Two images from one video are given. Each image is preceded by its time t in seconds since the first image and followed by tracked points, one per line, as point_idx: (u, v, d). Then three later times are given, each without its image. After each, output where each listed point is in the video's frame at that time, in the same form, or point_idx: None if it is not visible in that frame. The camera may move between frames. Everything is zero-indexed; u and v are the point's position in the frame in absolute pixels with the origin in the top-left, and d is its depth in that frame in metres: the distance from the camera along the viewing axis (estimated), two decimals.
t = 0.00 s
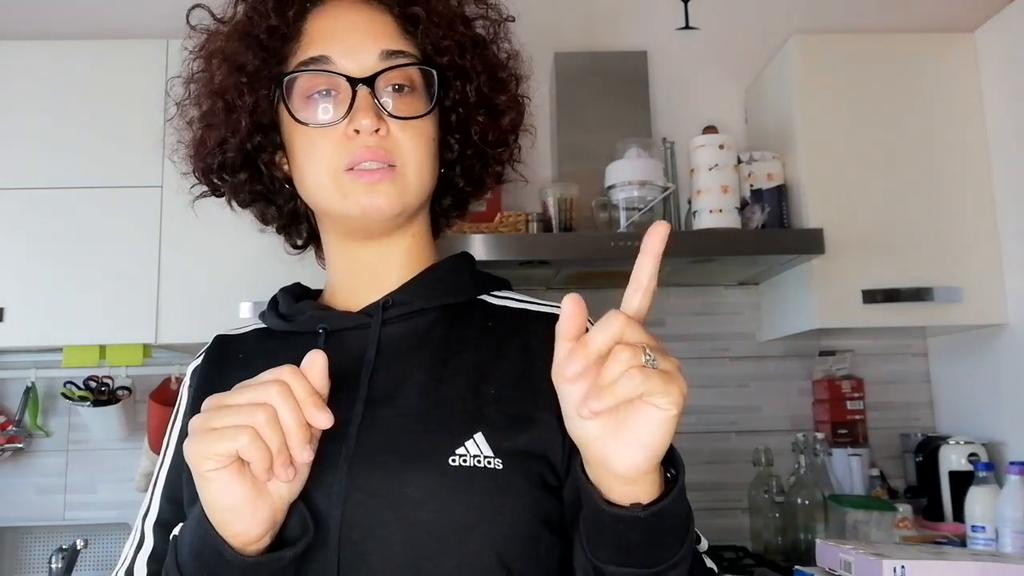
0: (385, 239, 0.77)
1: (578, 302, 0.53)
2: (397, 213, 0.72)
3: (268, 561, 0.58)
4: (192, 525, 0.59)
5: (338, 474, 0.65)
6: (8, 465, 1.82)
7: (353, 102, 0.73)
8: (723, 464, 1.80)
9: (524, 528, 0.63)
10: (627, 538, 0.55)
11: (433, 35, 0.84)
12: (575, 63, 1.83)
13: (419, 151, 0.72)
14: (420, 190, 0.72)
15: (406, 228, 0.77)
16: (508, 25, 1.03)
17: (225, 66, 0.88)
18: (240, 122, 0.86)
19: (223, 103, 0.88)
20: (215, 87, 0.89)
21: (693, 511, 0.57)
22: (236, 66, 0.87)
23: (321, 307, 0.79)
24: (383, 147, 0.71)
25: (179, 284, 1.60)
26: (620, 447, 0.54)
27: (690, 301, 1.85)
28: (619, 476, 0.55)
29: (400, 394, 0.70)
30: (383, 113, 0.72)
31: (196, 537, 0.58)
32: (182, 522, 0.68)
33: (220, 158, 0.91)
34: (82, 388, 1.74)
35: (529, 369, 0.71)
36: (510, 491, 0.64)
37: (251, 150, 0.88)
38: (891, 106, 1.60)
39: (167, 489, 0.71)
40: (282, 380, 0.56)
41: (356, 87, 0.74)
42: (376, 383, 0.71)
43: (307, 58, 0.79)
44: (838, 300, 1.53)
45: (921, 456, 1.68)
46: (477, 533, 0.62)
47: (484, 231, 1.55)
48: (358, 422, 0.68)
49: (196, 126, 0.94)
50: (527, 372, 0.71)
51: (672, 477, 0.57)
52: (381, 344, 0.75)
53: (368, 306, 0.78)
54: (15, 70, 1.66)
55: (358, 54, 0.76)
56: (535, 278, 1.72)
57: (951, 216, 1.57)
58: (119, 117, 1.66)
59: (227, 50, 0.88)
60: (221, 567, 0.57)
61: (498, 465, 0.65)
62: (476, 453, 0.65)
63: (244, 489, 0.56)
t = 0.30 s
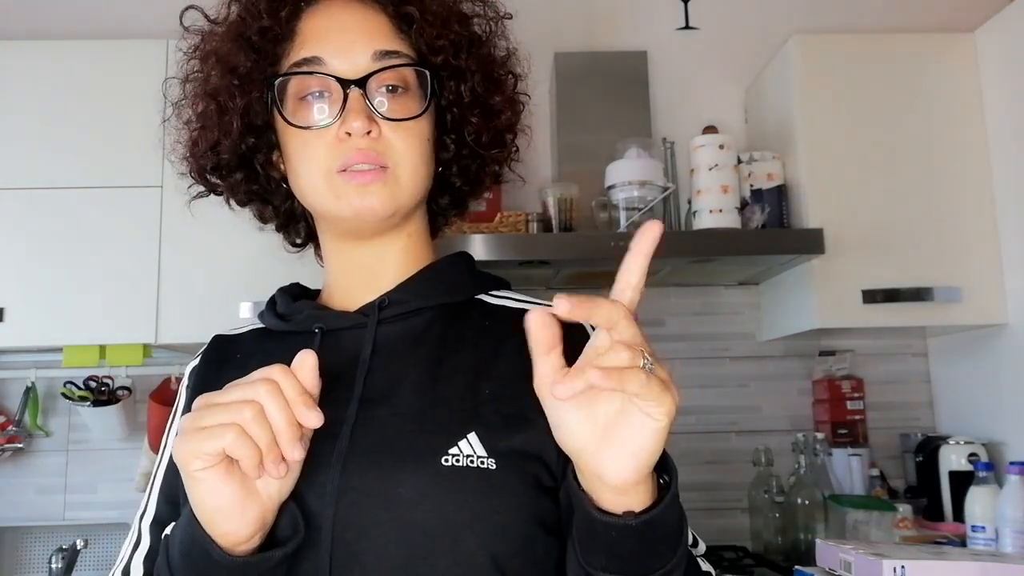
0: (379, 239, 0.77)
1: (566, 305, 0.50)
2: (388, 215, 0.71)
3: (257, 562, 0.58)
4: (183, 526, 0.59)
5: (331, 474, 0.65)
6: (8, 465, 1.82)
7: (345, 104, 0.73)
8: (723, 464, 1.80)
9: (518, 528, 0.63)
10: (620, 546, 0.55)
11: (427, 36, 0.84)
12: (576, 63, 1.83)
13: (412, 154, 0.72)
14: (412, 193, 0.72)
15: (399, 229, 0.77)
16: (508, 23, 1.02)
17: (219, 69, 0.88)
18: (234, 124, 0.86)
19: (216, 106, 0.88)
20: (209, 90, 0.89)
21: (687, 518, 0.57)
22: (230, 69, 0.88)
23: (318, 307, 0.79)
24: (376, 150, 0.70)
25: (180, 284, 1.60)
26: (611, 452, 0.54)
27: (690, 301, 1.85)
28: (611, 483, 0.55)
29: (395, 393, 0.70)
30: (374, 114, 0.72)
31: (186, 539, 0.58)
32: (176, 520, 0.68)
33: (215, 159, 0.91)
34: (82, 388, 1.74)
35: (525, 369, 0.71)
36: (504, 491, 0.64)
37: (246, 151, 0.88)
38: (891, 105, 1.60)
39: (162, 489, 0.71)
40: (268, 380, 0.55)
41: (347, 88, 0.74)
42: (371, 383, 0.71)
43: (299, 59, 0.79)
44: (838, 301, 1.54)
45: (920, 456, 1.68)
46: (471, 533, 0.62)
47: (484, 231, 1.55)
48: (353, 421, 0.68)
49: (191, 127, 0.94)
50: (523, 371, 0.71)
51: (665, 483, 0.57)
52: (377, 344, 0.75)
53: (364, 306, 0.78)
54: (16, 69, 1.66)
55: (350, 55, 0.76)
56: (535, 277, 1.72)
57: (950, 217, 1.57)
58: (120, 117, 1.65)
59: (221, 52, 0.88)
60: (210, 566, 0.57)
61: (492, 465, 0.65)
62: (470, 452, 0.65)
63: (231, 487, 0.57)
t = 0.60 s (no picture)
0: (361, 247, 0.76)
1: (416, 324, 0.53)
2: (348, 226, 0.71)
3: (266, 554, 0.56)
4: (187, 518, 0.58)
5: (331, 471, 0.66)
6: (8, 465, 1.82)
7: (293, 122, 0.72)
8: (723, 464, 1.80)
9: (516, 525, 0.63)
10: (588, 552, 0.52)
11: (388, 25, 0.79)
12: (576, 63, 1.83)
13: (362, 163, 0.70)
14: (367, 200, 0.71)
15: (375, 233, 0.74)
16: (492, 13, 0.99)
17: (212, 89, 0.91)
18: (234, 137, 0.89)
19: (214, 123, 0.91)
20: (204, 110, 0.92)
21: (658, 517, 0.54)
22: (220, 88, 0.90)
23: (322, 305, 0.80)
24: (323, 163, 0.69)
25: (180, 283, 1.61)
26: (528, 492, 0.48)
27: (690, 301, 1.85)
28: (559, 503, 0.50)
29: (393, 393, 0.70)
30: (319, 129, 0.71)
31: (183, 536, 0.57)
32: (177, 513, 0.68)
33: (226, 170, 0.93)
34: (82, 388, 1.74)
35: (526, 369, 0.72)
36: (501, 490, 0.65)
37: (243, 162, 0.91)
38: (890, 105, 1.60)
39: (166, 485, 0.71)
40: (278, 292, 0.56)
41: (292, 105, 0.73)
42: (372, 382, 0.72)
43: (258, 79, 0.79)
44: (837, 301, 1.53)
45: (921, 456, 1.68)
46: (470, 530, 0.63)
47: (484, 231, 1.54)
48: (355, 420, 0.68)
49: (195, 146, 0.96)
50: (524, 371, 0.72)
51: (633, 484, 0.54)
52: (379, 341, 0.76)
53: (366, 305, 0.79)
54: (16, 69, 1.66)
55: (297, 70, 0.75)
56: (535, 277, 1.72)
57: (949, 217, 1.57)
58: (119, 117, 1.66)
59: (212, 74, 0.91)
60: (217, 561, 0.55)
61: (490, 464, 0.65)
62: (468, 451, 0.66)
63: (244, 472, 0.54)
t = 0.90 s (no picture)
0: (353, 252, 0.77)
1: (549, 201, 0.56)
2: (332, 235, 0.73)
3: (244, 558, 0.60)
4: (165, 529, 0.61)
5: (321, 469, 0.67)
6: (8, 465, 1.82)
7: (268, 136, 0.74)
8: (723, 464, 1.80)
9: (502, 522, 0.64)
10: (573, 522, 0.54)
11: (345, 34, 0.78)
12: (576, 63, 1.83)
13: (337, 172, 0.71)
14: (344, 209, 0.72)
15: (360, 238, 0.75)
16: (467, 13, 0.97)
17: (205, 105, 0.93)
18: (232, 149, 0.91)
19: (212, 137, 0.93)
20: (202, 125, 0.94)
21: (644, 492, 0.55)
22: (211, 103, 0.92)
23: (317, 307, 0.80)
24: (297, 177, 0.71)
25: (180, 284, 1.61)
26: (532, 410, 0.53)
27: (690, 302, 1.85)
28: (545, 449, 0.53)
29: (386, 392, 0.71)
30: (291, 141, 0.72)
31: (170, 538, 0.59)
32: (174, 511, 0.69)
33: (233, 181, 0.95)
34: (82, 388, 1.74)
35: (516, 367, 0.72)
36: (492, 489, 0.65)
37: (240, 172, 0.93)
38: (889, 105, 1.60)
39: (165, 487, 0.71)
40: (186, 303, 0.58)
41: (268, 120, 0.74)
42: (362, 384, 0.72)
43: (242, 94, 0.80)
44: (836, 301, 1.53)
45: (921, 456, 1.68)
46: (459, 528, 0.64)
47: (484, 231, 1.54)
48: (341, 421, 0.69)
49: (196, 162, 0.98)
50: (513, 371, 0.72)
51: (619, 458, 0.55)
52: (372, 346, 0.75)
53: (362, 306, 0.78)
54: (16, 68, 1.66)
55: (271, 83, 0.76)
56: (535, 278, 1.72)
57: (949, 216, 1.57)
58: (120, 117, 1.66)
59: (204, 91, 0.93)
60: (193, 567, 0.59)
61: (476, 461, 0.66)
62: (454, 449, 0.66)
63: (199, 487, 0.58)
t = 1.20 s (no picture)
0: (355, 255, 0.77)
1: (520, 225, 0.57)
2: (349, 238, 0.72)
3: (222, 558, 0.59)
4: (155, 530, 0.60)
5: (316, 471, 0.66)
6: (8, 465, 1.82)
7: (290, 138, 0.73)
8: (723, 464, 1.80)
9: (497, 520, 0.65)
10: (529, 541, 0.54)
11: (376, 38, 0.79)
12: (576, 63, 1.83)
13: (360, 176, 0.71)
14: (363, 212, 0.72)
15: (370, 240, 0.75)
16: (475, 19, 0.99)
17: (197, 111, 0.93)
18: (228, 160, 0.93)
19: (203, 145, 0.93)
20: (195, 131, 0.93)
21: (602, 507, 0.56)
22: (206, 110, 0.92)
23: (313, 309, 0.80)
24: (320, 181, 0.70)
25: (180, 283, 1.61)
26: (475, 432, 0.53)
27: (690, 302, 1.85)
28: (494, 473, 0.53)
29: (380, 394, 0.71)
30: (315, 144, 0.71)
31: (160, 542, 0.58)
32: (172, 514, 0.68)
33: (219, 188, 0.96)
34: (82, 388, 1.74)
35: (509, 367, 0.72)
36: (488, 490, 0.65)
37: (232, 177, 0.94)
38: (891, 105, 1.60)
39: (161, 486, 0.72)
40: (186, 299, 0.58)
41: (289, 122, 0.73)
42: (356, 385, 0.72)
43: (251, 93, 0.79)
44: (836, 301, 1.53)
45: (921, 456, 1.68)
46: (455, 527, 0.64)
47: (485, 231, 1.54)
48: (336, 421, 0.69)
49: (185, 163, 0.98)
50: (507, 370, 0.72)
51: (575, 476, 0.56)
52: (367, 347, 0.75)
53: (356, 308, 0.79)
54: (17, 69, 1.66)
55: (291, 85, 0.75)
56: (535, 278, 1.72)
57: (948, 216, 1.57)
58: (119, 117, 1.66)
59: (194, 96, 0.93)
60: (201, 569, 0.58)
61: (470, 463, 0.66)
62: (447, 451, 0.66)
63: (193, 493, 0.57)
